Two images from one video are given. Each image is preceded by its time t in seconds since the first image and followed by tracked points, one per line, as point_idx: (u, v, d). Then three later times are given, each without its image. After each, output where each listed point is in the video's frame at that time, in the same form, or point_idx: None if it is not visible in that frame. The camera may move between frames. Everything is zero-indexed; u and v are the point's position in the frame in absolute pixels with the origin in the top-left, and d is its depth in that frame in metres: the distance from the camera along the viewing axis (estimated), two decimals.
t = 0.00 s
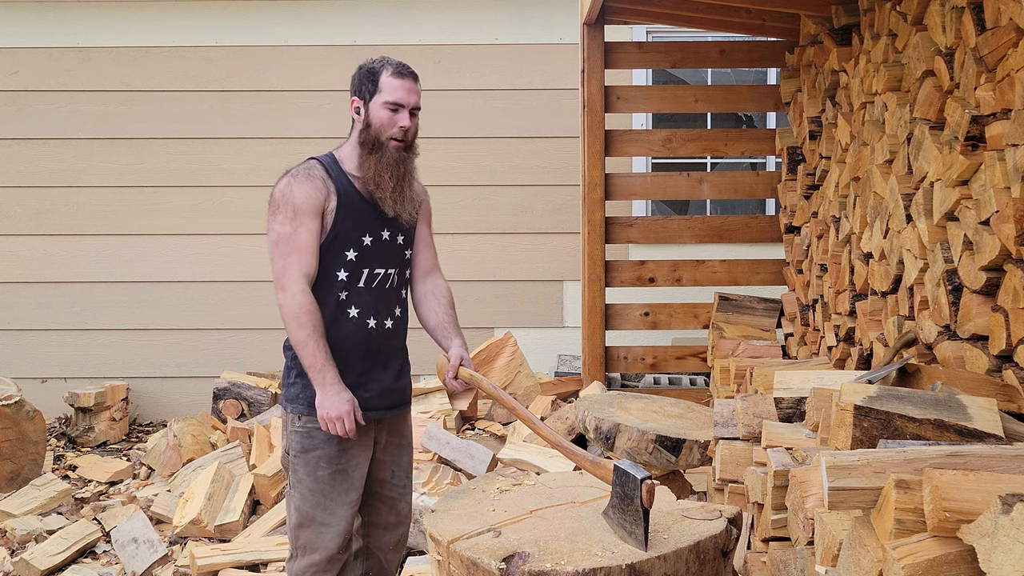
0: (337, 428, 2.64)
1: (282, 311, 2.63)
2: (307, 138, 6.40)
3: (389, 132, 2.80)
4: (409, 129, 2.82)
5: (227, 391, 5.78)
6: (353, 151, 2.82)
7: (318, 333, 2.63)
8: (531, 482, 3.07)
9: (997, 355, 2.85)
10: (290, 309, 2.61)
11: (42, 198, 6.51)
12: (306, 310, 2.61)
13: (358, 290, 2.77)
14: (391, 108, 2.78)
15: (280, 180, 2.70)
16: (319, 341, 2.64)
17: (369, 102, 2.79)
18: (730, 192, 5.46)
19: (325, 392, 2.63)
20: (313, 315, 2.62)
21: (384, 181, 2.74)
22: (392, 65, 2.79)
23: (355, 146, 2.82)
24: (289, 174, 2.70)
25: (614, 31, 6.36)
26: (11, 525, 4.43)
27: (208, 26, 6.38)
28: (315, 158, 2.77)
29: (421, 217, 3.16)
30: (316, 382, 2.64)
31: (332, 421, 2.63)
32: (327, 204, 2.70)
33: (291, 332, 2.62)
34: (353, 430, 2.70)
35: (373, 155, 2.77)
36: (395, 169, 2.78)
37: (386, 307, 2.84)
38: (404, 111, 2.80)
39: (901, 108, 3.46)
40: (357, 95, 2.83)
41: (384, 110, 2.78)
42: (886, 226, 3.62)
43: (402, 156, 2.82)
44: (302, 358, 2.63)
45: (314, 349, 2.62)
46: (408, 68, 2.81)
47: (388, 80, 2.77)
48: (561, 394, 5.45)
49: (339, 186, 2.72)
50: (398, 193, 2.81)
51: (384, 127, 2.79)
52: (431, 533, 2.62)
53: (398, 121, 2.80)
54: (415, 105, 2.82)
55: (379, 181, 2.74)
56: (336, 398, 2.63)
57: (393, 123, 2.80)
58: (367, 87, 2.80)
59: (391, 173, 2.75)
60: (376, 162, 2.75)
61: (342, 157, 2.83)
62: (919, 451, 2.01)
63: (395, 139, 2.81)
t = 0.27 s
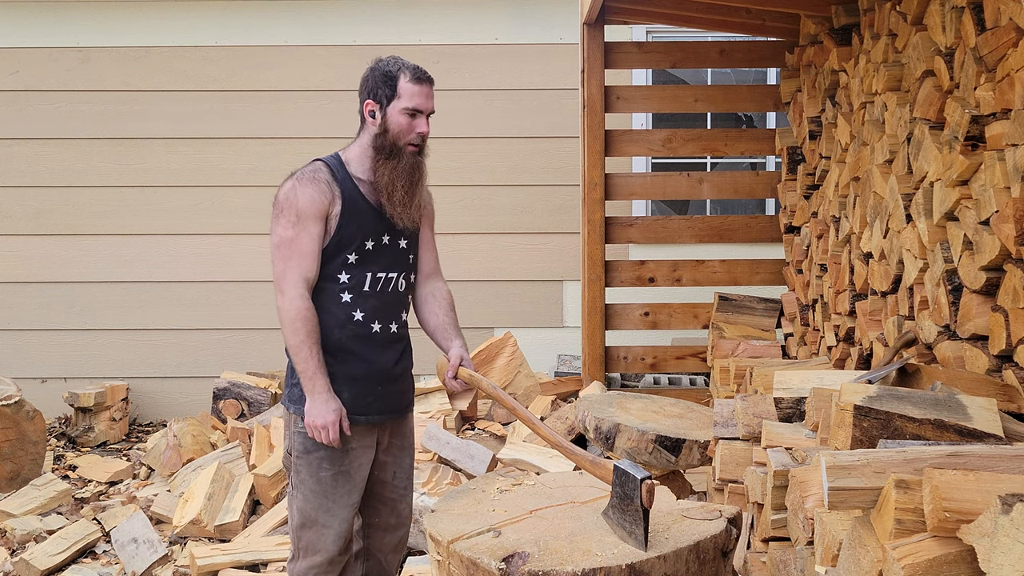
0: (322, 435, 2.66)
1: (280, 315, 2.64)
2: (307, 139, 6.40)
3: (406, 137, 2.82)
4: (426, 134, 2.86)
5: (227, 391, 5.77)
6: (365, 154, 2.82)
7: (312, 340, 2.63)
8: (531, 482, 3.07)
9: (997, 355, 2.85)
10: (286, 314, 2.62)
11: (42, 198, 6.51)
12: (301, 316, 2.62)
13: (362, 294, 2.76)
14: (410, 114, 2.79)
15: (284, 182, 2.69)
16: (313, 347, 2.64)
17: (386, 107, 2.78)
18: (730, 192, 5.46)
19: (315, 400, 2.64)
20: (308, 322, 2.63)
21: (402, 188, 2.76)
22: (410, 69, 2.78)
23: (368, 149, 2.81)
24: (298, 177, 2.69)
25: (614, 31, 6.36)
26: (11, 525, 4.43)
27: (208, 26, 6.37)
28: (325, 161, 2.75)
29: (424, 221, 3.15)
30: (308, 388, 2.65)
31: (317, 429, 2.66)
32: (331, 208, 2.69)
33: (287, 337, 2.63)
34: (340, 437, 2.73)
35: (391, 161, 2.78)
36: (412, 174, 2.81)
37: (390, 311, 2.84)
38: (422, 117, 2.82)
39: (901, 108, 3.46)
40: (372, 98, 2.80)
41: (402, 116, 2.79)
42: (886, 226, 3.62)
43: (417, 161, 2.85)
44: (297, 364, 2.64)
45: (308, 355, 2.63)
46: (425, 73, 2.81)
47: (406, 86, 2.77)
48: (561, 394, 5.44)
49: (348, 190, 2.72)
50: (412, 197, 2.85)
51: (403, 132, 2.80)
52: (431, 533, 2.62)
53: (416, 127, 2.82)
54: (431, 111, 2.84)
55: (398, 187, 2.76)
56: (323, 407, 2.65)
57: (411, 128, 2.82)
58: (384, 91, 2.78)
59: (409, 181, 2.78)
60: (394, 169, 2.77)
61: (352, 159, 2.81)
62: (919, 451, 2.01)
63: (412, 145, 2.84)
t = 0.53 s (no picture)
0: (341, 434, 2.64)
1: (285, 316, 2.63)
2: (307, 139, 6.40)
3: (410, 140, 2.81)
4: (430, 138, 2.85)
5: (227, 391, 5.78)
6: (369, 154, 2.81)
7: (320, 340, 2.63)
8: (531, 482, 3.07)
9: (997, 355, 2.85)
10: (293, 315, 2.61)
11: (42, 198, 6.51)
12: (308, 317, 2.61)
13: (366, 297, 2.77)
14: (415, 116, 2.79)
15: (287, 182, 2.68)
16: (322, 348, 2.63)
17: (391, 108, 2.78)
18: (731, 193, 5.46)
19: (328, 400, 2.63)
20: (316, 322, 2.61)
21: (403, 191, 2.75)
22: (418, 72, 2.78)
23: (371, 149, 2.81)
24: (301, 175, 2.68)
25: (614, 31, 6.36)
26: (11, 525, 4.43)
27: (208, 26, 6.37)
28: (329, 159, 2.75)
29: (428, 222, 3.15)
30: (318, 389, 2.64)
31: (334, 428, 2.63)
32: (335, 209, 2.69)
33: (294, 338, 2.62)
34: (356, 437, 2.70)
35: (394, 162, 2.77)
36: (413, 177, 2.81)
37: (393, 313, 2.85)
38: (426, 120, 2.81)
39: (901, 108, 3.46)
40: (378, 98, 2.80)
41: (407, 118, 2.79)
42: (886, 226, 3.62)
43: (421, 164, 2.84)
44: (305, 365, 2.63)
45: (317, 356, 2.62)
46: (432, 76, 2.81)
47: (413, 88, 2.77)
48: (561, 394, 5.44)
49: (351, 191, 2.71)
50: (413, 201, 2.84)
51: (407, 134, 2.80)
52: (431, 533, 2.62)
53: (420, 130, 2.82)
54: (437, 114, 2.84)
55: (399, 189, 2.76)
56: (338, 406, 2.63)
57: (415, 131, 2.81)
58: (390, 92, 2.78)
59: (410, 184, 2.77)
60: (395, 171, 2.76)
61: (355, 158, 2.81)
62: (920, 451, 2.01)
63: (416, 148, 2.83)
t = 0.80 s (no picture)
0: (352, 434, 2.64)
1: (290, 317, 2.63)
2: (307, 139, 6.40)
3: (410, 142, 2.81)
4: (430, 140, 2.84)
5: (227, 391, 5.78)
6: (369, 154, 2.82)
7: (326, 341, 2.63)
8: (531, 482, 3.07)
9: (997, 355, 2.85)
10: (297, 316, 2.60)
11: (42, 199, 6.51)
12: (313, 317, 2.61)
13: (368, 298, 2.77)
14: (415, 119, 2.79)
15: (290, 182, 2.68)
16: (328, 348, 2.63)
17: (392, 109, 2.78)
18: (731, 193, 5.47)
19: (336, 400, 2.63)
20: (321, 322, 2.62)
21: (402, 194, 2.76)
22: (419, 73, 2.77)
23: (371, 150, 2.81)
24: (303, 175, 2.68)
25: (614, 32, 6.36)
26: (11, 525, 4.43)
27: (208, 26, 6.37)
28: (329, 159, 2.75)
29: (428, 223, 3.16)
30: (325, 389, 2.64)
31: (344, 428, 2.63)
32: (338, 210, 2.69)
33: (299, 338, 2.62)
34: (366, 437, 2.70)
35: (393, 164, 2.77)
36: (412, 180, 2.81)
37: (394, 314, 2.86)
38: (426, 122, 2.81)
39: (901, 108, 3.46)
40: (379, 98, 2.80)
41: (407, 120, 2.79)
42: (886, 226, 3.62)
43: (420, 167, 2.84)
44: (312, 365, 2.63)
45: (324, 357, 2.62)
46: (435, 78, 2.80)
47: (414, 90, 2.76)
48: (561, 394, 5.45)
49: (351, 191, 2.71)
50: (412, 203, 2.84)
51: (406, 136, 2.80)
52: (431, 533, 2.63)
53: (420, 132, 2.81)
54: (437, 117, 2.83)
55: (398, 192, 2.76)
56: (348, 406, 2.63)
57: (415, 133, 2.81)
58: (391, 93, 2.78)
59: (410, 187, 2.77)
60: (394, 173, 2.76)
61: (356, 158, 2.82)
62: (920, 451, 2.01)
63: (415, 150, 2.83)
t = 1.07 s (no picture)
0: (348, 438, 2.64)
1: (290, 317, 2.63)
2: (307, 139, 6.40)
3: (410, 144, 2.80)
4: (430, 143, 2.83)
5: (227, 391, 5.78)
6: (369, 155, 2.81)
7: (326, 342, 2.63)
8: (531, 482, 3.07)
9: (997, 355, 2.85)
10: (297, 316, 2.61)
11: (42, 198, 6.51)
12: (313, 318, 2.61)
13: (367, 298, 2.77)
14: (414, 120, 2.78)
15: (291, 181, 2.68)
16: (328, 350, 2.63)
17: (392, 111, 2.77)
18: (731, 193, 5.47)
19: (334, 403, 2.63)
20: (322, 324, 2.62)
21: (402, 196, 2.75)
22: (420, 74, 2.76)
23: (371, 151, 2.81)
24: (304, 174, 2.68)
25: (614, 32, 6.36)
26: (11, 525, 4.43)
27: (208, 26, 6.37)
28: (329, 159, 2.75)
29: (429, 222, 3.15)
30: (323, 391, 2.64)
31: (341, 432, 2.64)
32: (339, 210, 2.69)
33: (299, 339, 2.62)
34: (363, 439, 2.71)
35: (392, 166, 2.77)
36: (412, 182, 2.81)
37: (394, 315, 2.86)
38: (426, 124, 2.80)
39: (901, 108, 3.46)
40: (379, 100, 2.79)
41: (406, 122, 2.77)
42: (886, 226, 3.62)
43: (420, 169, 2.84)
44: (311, 367, 2.63)
45: (323, 358, 2.62)
46: (435, 79, 2.78)
47: (414, 92, 2.75)
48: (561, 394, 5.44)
49: (351, 192, 2.71)
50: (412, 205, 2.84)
51: (406, 138, 2.79)
52: (431, 533, 2.63)
53: (420, 134, 2.80)
54: (437, 118, 2.82)
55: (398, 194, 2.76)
56: (344, 409, 2.63)
57: (415, 135, 2.80)
58: (391, 94, 2.76)
59: (410, 189, 2.77)
60: (393, 176, 2.75)
61: (355, 159, 2.82)
62: (920, 451, 2.01)
63: (415, 152, 2.82)
